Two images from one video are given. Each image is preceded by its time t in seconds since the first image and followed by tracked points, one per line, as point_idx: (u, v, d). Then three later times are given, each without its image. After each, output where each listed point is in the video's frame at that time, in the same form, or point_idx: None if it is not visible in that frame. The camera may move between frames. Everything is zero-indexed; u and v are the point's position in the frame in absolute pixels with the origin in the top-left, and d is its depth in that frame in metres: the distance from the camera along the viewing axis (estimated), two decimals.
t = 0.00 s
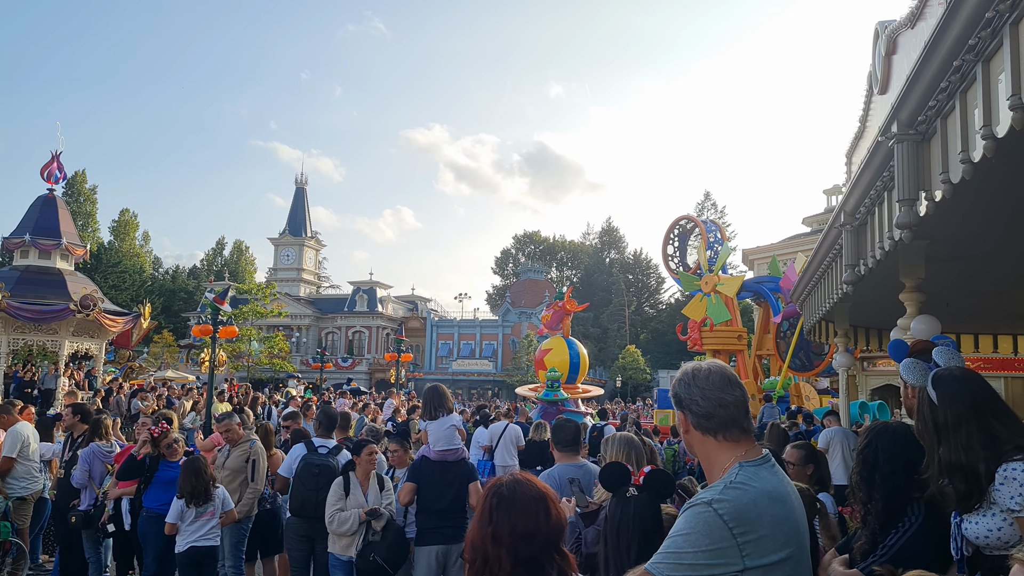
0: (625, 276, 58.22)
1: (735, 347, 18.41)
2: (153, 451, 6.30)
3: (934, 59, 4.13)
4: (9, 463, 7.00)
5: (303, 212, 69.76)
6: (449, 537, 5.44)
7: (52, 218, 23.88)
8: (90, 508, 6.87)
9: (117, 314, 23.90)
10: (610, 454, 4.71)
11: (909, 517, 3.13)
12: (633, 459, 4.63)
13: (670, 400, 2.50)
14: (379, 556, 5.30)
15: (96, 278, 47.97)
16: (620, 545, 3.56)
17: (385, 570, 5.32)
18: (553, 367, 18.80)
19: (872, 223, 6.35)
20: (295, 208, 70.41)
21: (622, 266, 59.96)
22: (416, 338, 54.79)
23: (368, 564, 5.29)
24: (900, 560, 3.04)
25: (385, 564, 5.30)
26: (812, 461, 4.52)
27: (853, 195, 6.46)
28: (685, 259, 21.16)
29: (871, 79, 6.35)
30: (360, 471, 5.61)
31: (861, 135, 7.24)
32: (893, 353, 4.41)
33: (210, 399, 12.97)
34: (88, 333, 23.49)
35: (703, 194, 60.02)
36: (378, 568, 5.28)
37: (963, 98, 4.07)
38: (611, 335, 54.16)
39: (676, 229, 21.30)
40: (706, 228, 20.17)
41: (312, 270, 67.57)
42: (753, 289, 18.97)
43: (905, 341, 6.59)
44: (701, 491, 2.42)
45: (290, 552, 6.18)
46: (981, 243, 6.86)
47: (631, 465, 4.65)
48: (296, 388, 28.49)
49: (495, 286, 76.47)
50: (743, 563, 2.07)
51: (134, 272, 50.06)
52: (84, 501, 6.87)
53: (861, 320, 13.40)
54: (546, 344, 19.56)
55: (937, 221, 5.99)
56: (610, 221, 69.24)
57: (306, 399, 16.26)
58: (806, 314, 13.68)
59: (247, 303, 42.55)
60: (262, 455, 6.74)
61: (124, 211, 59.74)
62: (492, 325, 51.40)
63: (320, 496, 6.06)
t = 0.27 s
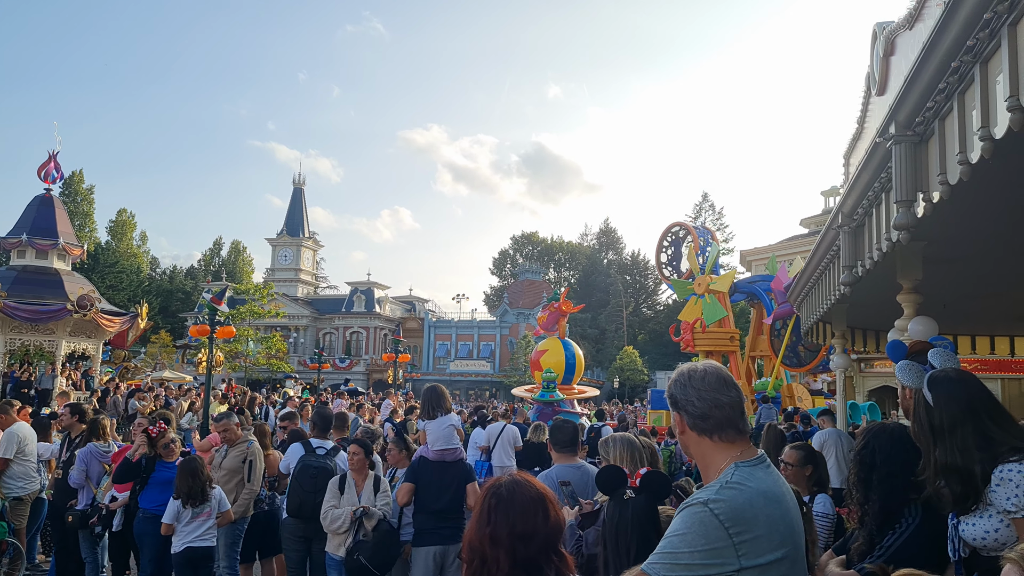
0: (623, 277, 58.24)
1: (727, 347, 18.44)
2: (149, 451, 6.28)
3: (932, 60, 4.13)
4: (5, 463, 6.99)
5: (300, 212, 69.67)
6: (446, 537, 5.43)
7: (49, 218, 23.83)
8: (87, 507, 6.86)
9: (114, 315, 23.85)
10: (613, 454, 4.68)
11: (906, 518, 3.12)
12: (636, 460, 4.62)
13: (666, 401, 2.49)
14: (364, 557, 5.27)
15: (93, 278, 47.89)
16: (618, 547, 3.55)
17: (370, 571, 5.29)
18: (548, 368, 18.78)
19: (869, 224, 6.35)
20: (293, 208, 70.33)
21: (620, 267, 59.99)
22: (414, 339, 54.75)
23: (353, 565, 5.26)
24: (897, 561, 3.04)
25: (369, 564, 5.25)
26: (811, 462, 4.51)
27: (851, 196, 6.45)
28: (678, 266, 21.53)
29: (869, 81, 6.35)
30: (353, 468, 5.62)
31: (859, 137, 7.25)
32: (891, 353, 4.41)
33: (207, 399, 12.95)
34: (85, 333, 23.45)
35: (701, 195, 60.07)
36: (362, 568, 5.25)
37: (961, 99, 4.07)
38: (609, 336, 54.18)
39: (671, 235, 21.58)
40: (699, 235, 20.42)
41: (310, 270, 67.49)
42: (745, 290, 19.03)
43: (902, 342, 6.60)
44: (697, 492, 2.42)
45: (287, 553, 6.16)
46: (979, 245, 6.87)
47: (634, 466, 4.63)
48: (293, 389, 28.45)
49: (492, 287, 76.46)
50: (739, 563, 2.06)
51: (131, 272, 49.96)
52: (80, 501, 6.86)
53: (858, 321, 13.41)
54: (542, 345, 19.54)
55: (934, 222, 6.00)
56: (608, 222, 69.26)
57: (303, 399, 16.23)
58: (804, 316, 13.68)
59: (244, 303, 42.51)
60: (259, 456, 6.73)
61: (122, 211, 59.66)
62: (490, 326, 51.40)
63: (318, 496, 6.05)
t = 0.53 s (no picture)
0: (621, 278, 58.30)
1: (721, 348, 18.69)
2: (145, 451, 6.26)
3: (930, 62, 4.13)
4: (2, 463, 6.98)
5: (298, 212, 69.60)
6: (446, 537, 5.42)
7: (46, 218, 23.77)
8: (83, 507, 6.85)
9: (111, 314, 23.81)
10: (613, 453, 4.67)
11: (903, 519, 3.12)
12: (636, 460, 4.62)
13: (665, 401, 2.48)
14: (355, 560, 5.21)
15: (90, 278, 47.83)
16: (623, 545, 3.54)
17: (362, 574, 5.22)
18: (544, 369, 18.76)
19: (867, 225, 6.36)
20: (291, 208, 70.24)
21: (618, 268, 60.07)
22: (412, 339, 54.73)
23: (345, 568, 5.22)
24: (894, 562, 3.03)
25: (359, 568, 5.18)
26: (809, 462, 4.50)
27: (849, 198, 6.46)
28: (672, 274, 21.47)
29: (867, 83, 6.36)
30: (349, 468, 5.60)
31: (857, 138, 7.26)
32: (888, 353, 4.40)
33: (205, 398, 12.93)
34: (83, 333, 23.43)
35: (699, 197, 60.11)
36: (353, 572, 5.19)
37: (960, 100, 4.07)
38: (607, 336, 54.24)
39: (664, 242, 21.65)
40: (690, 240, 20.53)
41: (307, 270, 67.44)
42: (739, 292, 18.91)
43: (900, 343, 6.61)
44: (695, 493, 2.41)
45: (284, 553, 6.14)
46: (976, 247, 6.90)
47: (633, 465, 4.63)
48: (291, 390, 28.41)
49: (490, 287, 76.46)
50: (735, 562, 2.06)
51: (129, 272, 49.89)
52: (77, 500, 6.85)
53: (856, 322, 13.43)
54: (538, 346, 19.51)
55: (932, 223, 6.00)
56: (606, 222, 69.30)
57: (301, 400, 16.19)
58: (801, 317, 13.70)
59: (242, 303, 42.42)
60: (255, 456, 6.71)
61: (119, 210, 59.52)
62: (488, 326, 51.40)
63: (313, 497, 6.04)
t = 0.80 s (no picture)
0: (618, 278, 58.37)
1: (713, 349, 18.80)
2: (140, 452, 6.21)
3: (926, 63, 4.15)
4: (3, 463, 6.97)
5: (295, 212, 69.51)
6: (446, 538, 5.44)
7: (42, 218, 23.69)
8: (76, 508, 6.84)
9: (108, 315, 23.75)
10: (610, 454, 4.66)
11: (899, 518, 3.13)
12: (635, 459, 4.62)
13: (664, 400, 2.49)
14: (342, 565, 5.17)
15: (86, 278, 47.72)
16: (624, 542, 3.54)
17: None
18: (540, 369, 18.76)
19: (863, 226, 6.38)
20: (287, 208, 70.13)
21: (615, 268, 60.12)
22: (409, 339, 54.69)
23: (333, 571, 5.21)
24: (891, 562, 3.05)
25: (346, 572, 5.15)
26: (807, 463, 4.50)
27: (845, 198, 6.47)
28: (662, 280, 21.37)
29: (863, 84, 6.38)
30: (343, 469, 5.59)
31: (854, 139, 7.28)
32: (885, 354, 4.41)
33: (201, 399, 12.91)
34: (78, 333, 23.37)
35: (696, 197, 60.23)
36: None
37: (955, 102, 4.09)
38: (604, 337, 54.28)
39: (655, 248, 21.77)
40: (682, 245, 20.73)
41: (304, 271, 67.34)
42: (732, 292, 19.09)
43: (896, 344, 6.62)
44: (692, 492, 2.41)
45: (281, 554, 6.12)
46: (972, 247, 6.92)
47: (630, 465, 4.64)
48: (288, 390, 28.37)
49: (487, 287, 76.45)
50: (732, 562, 2.06)
51: (125, 272, 49.77)
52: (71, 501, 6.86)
53: (852, 323, 13.46)
54: (534, 347, 19.52)
55: (928, 224, 6.02)
56: (603, 223, 69.37)
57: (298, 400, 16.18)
58: (798, 317, 13.72)
59: (239, 303, 42.32)
60: (251, 458, 6.69)
61: (115, 210, 59.33)
62: (485, 327, 51.42)
63: (309, 498, 6.03)
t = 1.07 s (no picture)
0: (615, 279, 58.40)
1: (705, 350, 18.42)
2: (134, 453, 6.16)
3: (922, 64, 4.16)
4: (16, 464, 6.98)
5: (292, 213, 69.42)
6: (445, 538, 5.44)
7: (39, 218, 23.62)
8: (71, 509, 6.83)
9: (104, 315, 23.69)
10: (608, 455, 4.67)
11: (896, 519, 3.13)
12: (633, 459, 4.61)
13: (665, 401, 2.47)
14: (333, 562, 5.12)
15: (82, 278, 47.61)
16: (626, 542, 3.54)
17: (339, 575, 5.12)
18: (535, 370, 18.76)
19: (860, 227, 6.39)
20: (285, 209, 70.03)
21: (612, 269, 60.14)
22: (406, 340, 54.65)
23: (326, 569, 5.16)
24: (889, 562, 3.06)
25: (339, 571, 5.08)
26: (804, 463, 4.51)
27: (842, 199, 6.48)
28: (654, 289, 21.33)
29: (860, 85, 6.39)
30: (337, 470, 5.59)
31: (850, 140, 7.30)
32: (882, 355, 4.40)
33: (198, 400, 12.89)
34: (75, 333, 23.31)
35: (693, 198, 60.27)
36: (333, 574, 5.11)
37: (951, 103, 4.09)
38: (601, 337, 54.30)
39: (648, 255, 21.98)
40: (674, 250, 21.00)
41: (301, 271, 67.25)
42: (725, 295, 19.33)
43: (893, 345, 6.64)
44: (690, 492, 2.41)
45: (278, 556, 6.10)
46: (968, 248, 6.93)
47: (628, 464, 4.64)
48: (284, 391, 28.32)
49: (485, 288, 76.44)
50: (729, 563, 2.06)
51: (122, 273, 49.66)
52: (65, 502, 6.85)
53: (849, 324, 13.49)
54: (529, 347, 19.55)
55: (923, 225, 6.03)
56: (600, 224, 69.43)
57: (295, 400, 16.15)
58: (795, 318, 13.75)
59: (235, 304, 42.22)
60: (248, 459, 6.69)
61: (112, 210, 59.19)
62: (482, 328, 51.41)
63: (302, 499, 6.01)
